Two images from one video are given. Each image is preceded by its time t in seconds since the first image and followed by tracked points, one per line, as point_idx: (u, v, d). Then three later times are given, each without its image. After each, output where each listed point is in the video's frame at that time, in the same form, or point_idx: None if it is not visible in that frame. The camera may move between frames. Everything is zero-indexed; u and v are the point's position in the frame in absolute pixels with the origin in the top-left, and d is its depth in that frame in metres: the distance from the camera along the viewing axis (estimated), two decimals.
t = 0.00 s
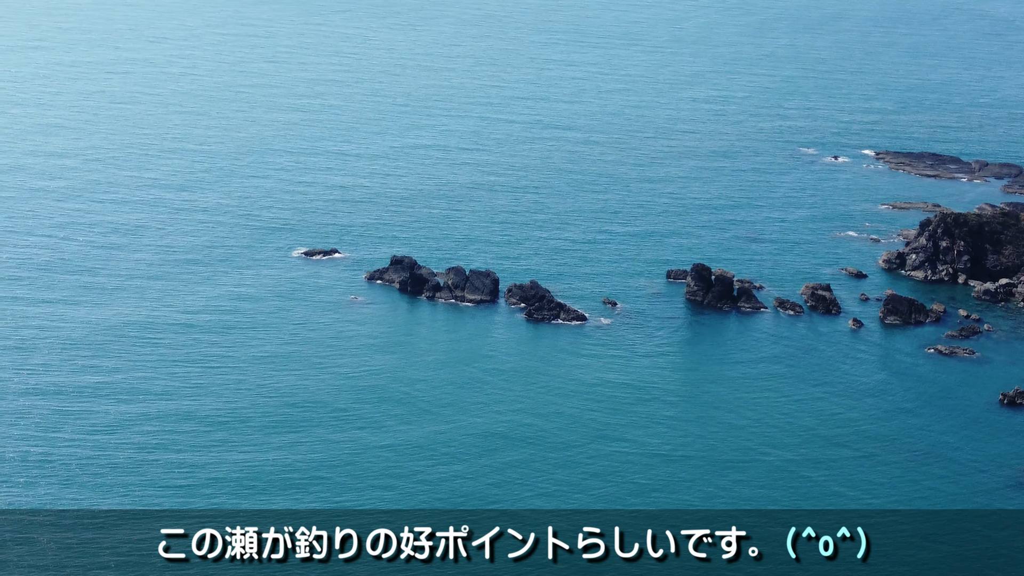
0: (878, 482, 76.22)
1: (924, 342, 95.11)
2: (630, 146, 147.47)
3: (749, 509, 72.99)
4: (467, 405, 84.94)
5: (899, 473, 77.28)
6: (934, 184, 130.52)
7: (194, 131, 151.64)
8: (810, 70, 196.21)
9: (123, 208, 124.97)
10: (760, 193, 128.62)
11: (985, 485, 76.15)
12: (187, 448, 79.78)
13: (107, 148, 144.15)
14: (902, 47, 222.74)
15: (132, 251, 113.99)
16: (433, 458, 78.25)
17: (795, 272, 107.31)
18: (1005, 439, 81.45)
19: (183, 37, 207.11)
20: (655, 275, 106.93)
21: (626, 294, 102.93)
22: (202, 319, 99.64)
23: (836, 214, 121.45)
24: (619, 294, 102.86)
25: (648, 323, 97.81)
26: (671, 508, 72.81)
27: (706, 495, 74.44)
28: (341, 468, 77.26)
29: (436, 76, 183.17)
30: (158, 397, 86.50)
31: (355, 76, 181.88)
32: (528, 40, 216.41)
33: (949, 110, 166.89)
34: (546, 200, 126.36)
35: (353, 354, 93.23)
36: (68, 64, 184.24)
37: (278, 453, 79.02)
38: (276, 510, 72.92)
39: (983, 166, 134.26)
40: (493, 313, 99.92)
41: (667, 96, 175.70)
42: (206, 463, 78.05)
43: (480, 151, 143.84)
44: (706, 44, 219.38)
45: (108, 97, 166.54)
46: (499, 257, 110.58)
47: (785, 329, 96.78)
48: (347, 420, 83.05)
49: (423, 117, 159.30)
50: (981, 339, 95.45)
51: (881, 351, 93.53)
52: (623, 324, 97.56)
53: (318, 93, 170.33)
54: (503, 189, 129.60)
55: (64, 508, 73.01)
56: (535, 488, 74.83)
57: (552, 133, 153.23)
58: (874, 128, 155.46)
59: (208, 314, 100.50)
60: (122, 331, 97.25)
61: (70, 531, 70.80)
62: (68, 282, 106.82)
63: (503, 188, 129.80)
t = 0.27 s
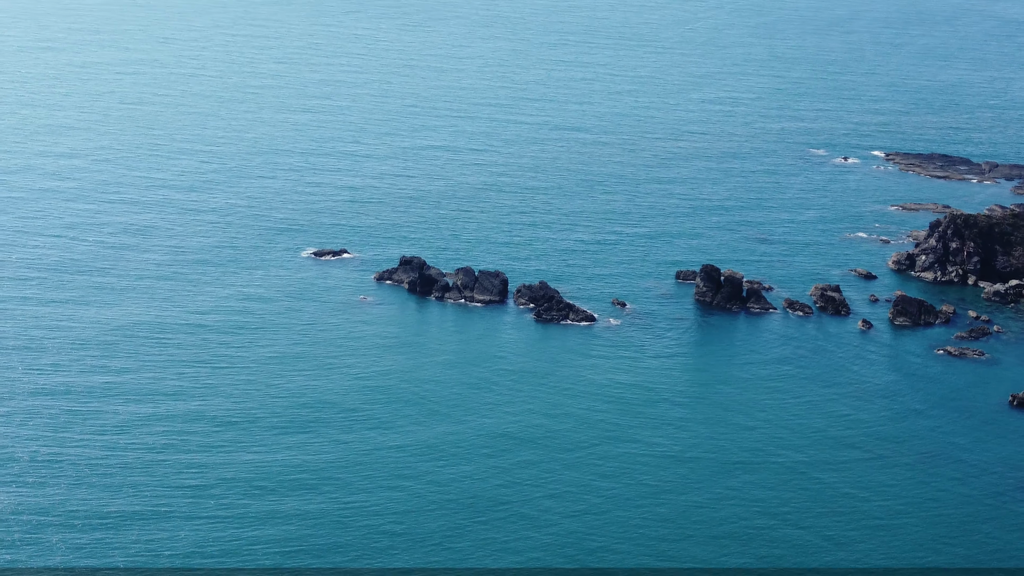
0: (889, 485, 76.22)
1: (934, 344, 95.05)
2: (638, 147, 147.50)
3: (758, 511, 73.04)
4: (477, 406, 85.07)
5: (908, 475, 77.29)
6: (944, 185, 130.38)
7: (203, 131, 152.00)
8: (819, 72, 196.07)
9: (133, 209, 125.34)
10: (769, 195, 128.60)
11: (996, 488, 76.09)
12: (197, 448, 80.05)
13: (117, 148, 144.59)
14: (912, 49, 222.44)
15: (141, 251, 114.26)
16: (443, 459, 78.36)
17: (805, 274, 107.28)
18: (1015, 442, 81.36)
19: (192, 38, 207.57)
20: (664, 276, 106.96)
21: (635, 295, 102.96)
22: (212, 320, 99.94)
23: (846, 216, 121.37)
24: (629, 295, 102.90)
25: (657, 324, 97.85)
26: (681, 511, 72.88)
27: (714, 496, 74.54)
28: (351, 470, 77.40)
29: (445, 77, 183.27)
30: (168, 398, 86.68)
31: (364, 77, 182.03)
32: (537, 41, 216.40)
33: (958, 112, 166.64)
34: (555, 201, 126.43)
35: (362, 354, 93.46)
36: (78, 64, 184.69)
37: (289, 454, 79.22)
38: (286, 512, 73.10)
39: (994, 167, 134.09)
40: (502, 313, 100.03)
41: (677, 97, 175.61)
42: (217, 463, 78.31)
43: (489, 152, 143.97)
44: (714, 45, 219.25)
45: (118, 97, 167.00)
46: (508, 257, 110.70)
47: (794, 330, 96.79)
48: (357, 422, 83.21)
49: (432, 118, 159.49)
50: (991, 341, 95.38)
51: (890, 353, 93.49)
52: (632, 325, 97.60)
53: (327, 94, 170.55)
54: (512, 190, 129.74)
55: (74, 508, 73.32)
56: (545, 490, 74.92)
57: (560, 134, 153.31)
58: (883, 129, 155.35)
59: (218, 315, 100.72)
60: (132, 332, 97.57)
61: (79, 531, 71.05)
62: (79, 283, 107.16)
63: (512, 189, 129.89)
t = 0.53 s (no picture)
0: (895, 486, 76.21)
1: (940, 345, 95.02)
2: (643, 148, 147.51)
3: (764, 513, 73.05)
4: (483, 407, 85.14)
5: (914, 476, 77.29)
6: (949, 186, 130.32)
7: (208, 132, 152.14)
8: (824, 72, 195.93)
9: (138, 209, 125.47)
10: (774, 195, 128.58)
11: (1001, 490, 76.09)
12: (202, 449, 80.14)
13: (122, 149, 144.80)
14: (917, 49, 222.30)
15: (147, 252, 114.40)
16: (449, 460, 78.41)
17: (810, 274, 107.25)
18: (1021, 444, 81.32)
19: (197, 39, 207.81)
20: (669, 277, 106.96)
21: (641, 296, 102.98)
22: (217, 321, 100.02)
23: (851, 216, 121.33)
24: (634, 296, 102.93)
25: (663, 324, 97.86)
26: (687, 512, 72.90)
27: (720, 497, 74.57)
28: (357, 471, 77.47)
29: (449, 78, 183.32)
30: (174, 399, 86.78)
31: (368, 78, 182.04)
32: (541, 41, 216.42)
33: (963, 112, 166.53)
34: (560, 202, 126.46)
35: (368, 354, 93.53)
36: (82, 65, 184.80)
37: (295, 455, 79.30)
38: (292, 513, 73.19)
39: (999, 168, 134.05)
40: (507, 314, 100.09)
41: (682, 97, 175.61)
42: (224, 464, 78.39)
43: (494, 153, 144.02)
44: (718, 46, 219.19)
45: (123, 98, 167.20)
46: (514, 258, 110.74)
47: (800, 331, 96.77)
48: (363, 422, 83.27)
49: (437, 119, 159.54)
50: (997, 342, 95.34)
51: (896, 353, 93.47)
52: (638, 325, 97.61)
53: (332, 95, 170.61)
54: (517, 191, 129.76)
55: (80, 508, 73.42)
56: (551, 491, 74.98)
57: (565, 134, 153.33)
58: (889, 130, 155.23)
59: (223, 316, 100.83)
60: (137, 333, 97.69)
61: (84, 532, 71.15)
62: (84, 283, 107.31)
63: (516, 190, 129.93)
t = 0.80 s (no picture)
0: (895, 486, 76.16)
1: (940, 345, 94.96)
2: (644, 148, 147.49)
3: (764, 513, 73.00)
4: (483, 407, 85.10)
5: (914, 476, 77.23)
6: (950, 187, 130.24)
7: (209, 133, 152.10)
8: (825, 72, 195.84)
9: (139, 210, 125.45)
10: (775, 196, 128.55)
11: (1001, 490, 76.05)
12: (203, 450, 80.05)
13: (123, 149, 144.81)
14: (918, 50, 222.16)
15: (147, 253, 114.41)
16: (449, 460, 78.40)
17: (811, 275, 107.19)
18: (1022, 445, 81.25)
19: (198, 40, 207.76)
20: (670, 278, 106.92)
21: (641, 296, 102.94)
22: (218, 321, 99.96)
23: (852, 217, 121.27)
24: (634, 296, 102.88)
25: (663, 325, 97.82)
26: (687, 512, 72.88)
27: (720, 497, 74.52)
28: (357, 471, 77.46)
29: (451, 78, 183.30)
30: (174, 399, 86.80)
31: (369, 78, 181.95)
32: (543, 42, 216.35)
33: (965, 113, 166.41)
34: (561, 202, 126.42)
35: (368, 355, 93.50)
36: (83, 66, 184.75)
37: (295, 455, 79.30)
38: (292, 512, 73.18)
39: (1000, 168, 133.99)
40: (508, 314, 100.07)
41: (683, 98, 175.58)
42: (224, 465, 78.37)
43: (494, 153, 144.00)
44: (720, 46, 219.12)
45: (124, 99, 167.27)
46: (514, 259, 110.71)
47: (801, 332, 96.73)
48: (363, 422, 83.24)
49: (438, 119, 159.47)
50: (997, 342, 95.28)
51: (896, 354, 93.42)
52: (638, 326, 97.57)
53: (333, 95, 170.60)
54: (518, 191, 129.71)
55: (81, 509, 73.34)
56: (551, 491, 74.95)
57: (566, 135, 153.29)
58: (890, 131, 155.11)
59: (224, 316, 100.84)
60: (137, 334, 97.62)
61: (85, 533, 71.04)
62: (85, 284, 107.27)
63: (517, 190, 129.92)
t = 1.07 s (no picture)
0: (895, 486, 76.16)
1: (941, 345, 94.96)
2: (644, 149, 147.49)
3: (765, 513, 72.98)
4: (483, 407, 85.07)
5: (915, 477, 77.23)
6: (951, 187, 130.22)
7: (209, 133, 152.08)
8: (825, 73, 195.81)
9: (139, 211, 125.39)
10: (775, 196, 128.55)
11: (1002, 490, 76.05)
12: (203, 451, 79.97)
13: (124, 150, 144.82)
14: (919, 50, 222.16)
15: (148, 253, 114.40)
16: (450, 461, 78.37)
17: (811, 276, 107.17)
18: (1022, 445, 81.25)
19: (198, 40, 207.78)
20: (670, 278, 106.90)
21: (642, 297, 102.93)
22: (218, 322, 99.91)
23: (852, 217, 121.27)
24: (635, 297, 102.87)
25: (664, 325, 97.80)
26: (687, 512, 72.86)
27: (720, 497, 74.49)
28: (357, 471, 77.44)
29: (451, 79, 183.30)
30: (175, 399, 86.77)
31: (369, 79, 181.90)
32: (543, 43, 216.36)
33: (965, 113, 166.44)
34: (561, 202, 126.45)
35: (368, 355, 93.49)
36: (84, 67, 184.73)
37: (295, 455, 79.29)
38: (292, 513, 73.18)
39: (1000, 168, 134.01)
40: (508, 314, 100.06)
41: (683, 98, 175.64)
42: (224, 465, 78.35)
43: (495, 154, 143.99)
44: (720, 47, 219.12)
45: (124, 100, 167.21)
46: (515, 259, 110.72)
47: (801, 332, 96.72)
48: (363, 423, 83.23)
49: (438, 120, 159.44)
50: (998, 342, 95.27)
51: (896, 354, 93.41)
52: (638, 326, 97.56)
53: (333, 96, 170.63)
54: (518, 192, 129.66)
55: (81, 511, 73.23)
56: (552, 491, 74.92)
57: (566, 135, 153.28)
58: (890, 131, 155.08)
59: (224, 317, 100.85)
60: (137, 335, 97.54)
61: (84, 534, 70.94)
62: (85, 285, 107.20)
63: (517, 191, 129.95)
